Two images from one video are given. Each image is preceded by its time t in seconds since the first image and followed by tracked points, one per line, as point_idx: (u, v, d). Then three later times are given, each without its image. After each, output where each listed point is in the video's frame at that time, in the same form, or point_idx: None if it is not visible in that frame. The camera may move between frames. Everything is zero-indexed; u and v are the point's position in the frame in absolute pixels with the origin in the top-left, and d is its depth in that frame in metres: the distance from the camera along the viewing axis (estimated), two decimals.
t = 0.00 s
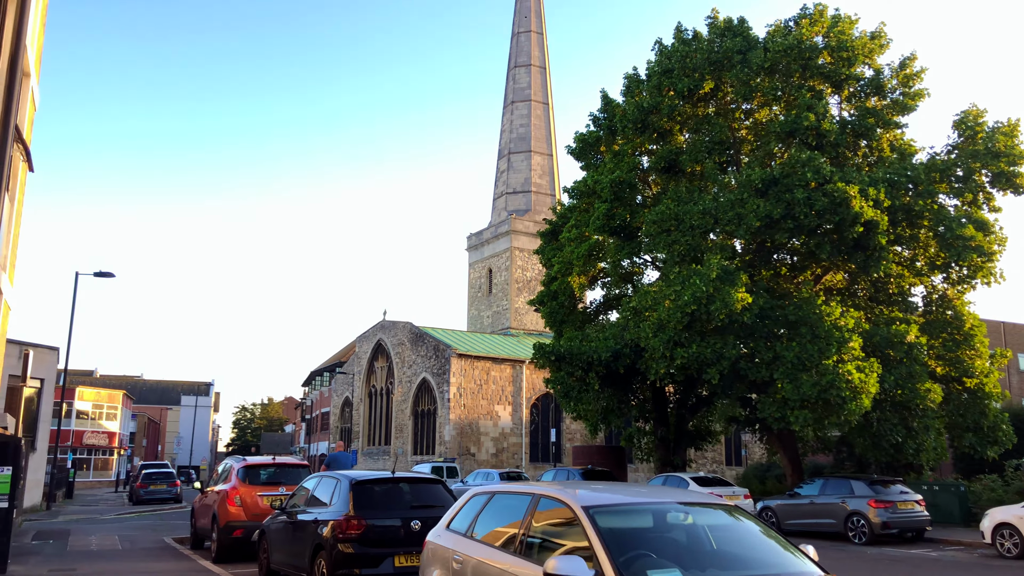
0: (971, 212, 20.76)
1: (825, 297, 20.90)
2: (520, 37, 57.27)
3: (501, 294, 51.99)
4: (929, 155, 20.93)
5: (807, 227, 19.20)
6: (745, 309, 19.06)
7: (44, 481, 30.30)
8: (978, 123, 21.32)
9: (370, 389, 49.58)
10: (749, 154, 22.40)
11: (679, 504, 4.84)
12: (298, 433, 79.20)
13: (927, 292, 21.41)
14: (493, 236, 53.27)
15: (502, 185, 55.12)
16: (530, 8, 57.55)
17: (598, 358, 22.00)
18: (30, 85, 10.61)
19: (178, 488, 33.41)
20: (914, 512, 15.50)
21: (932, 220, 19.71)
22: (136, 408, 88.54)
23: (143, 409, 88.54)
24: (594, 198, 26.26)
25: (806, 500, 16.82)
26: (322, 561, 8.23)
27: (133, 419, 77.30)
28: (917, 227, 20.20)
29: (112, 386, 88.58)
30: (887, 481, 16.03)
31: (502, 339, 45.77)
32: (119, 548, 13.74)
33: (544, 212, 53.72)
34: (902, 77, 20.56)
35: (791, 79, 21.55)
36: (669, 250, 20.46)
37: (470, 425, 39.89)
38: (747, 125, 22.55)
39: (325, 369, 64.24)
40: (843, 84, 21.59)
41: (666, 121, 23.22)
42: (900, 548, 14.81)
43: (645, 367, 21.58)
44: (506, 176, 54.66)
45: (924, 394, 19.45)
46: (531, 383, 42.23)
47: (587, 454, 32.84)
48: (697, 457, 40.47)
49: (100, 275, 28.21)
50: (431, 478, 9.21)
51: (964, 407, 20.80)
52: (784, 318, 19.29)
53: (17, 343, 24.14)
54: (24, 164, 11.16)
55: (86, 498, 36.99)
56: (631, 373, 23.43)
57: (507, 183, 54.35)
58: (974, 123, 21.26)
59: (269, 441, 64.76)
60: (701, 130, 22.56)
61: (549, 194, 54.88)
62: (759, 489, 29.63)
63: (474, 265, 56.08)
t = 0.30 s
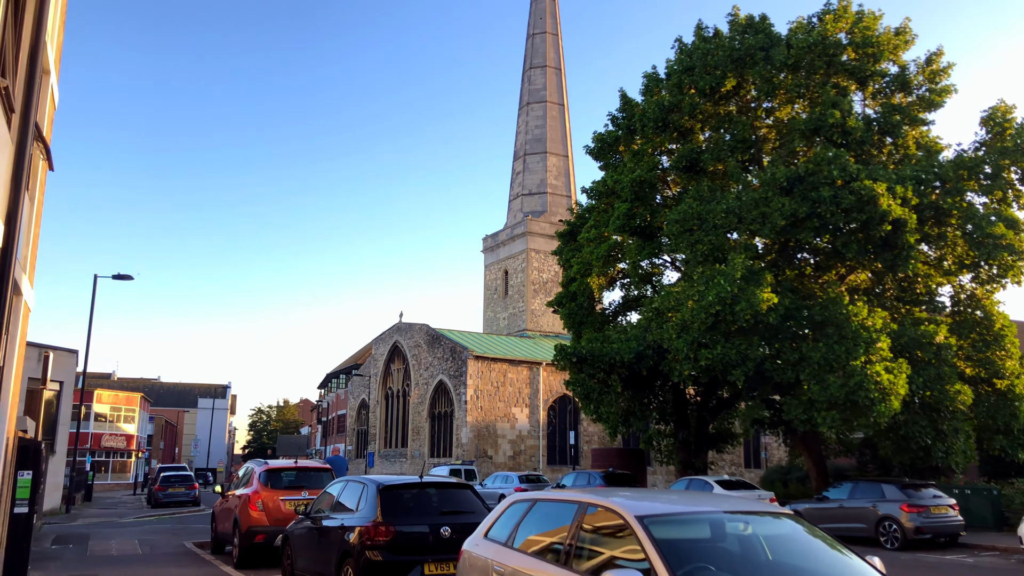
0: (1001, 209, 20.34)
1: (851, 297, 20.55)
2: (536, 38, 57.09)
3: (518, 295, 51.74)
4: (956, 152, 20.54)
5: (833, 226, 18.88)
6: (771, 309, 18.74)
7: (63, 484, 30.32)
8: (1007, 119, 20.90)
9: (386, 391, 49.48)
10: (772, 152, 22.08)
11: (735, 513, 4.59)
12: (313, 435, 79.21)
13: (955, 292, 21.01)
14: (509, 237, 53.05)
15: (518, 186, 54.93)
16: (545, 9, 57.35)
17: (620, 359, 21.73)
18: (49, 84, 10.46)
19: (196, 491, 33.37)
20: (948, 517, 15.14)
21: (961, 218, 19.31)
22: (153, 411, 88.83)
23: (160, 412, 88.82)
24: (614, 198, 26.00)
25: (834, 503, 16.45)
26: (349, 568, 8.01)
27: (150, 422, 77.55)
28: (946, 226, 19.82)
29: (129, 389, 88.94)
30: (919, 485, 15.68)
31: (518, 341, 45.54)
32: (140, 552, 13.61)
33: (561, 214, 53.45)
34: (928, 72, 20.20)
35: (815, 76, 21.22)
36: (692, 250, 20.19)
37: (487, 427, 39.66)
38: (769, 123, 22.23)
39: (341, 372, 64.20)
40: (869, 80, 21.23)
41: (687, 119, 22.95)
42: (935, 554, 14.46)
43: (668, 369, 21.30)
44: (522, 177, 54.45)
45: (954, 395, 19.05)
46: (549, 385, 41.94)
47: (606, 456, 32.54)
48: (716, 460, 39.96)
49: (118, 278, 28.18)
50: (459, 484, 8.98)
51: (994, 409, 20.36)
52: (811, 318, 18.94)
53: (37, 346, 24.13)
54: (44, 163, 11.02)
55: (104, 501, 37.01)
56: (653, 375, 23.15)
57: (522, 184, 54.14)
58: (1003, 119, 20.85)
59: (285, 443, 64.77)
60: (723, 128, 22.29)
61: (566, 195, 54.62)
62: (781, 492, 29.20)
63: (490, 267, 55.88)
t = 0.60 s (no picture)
0: None
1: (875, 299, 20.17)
2: (548, 41, 56.91)
3: (530, 300, 51.43)
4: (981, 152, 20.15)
5: (856, 228, 18.53)
6: (794, 312, 18.38)
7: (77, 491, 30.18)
8: None
9: (398, 397, 49.28)
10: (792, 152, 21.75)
11: (798, 530, 4.30)
12: (325, 441, 79.09)
13: (981, 294, 20.58)
14: (521, 241, 52.78)
15: (530, 190, 54.67)
16: (557, 12, 57.16)
17: (639, 364, 21.41)
18: (64, 83, 10.28)
19: (210, 498, 33.19)
20: (979, 524, 14.74)
21: (989, 218, 18.88)
22: (165, 417, 88.88)
23: (173, 418, 88.92)
24: (630, 200, 25.70)
25: (861, 510, 16.05)
26: None
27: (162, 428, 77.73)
28: (971, 226, 19.42)
29: (142, 394, 89.08)
30: (949, 492, 15.28)
31: (532, 346, 45.20)
32: (155, 562, 13.40)
33: (573, 218, 53.17)
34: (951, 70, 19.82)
35: (836, 75, 20.89)
36: (712, 252, 19.89)
37: (501, 433, 39.36)
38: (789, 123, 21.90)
39: (353, 376, 64.02)
40: (891, 78, 20.86)
41: (705, 120, 22.66)
42: (968, 564, 14.07)
43: (689, 373, 20.99)
44: (534, 181, 54.20)
45: (981, 399, 18.62)
46: (563, 390, 41.58)
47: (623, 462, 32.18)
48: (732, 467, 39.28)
49: (132, 284, 28.06)
50: (484, 493, 8.69)
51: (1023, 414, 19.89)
52: (836, 322, 18.56)
53: (51, 353, 24.00)
54: (58, 164, 10.83)
55: (118, 508, 36.89)
56: (672, 379, 22.81)
57: (535, 188, 53.90)
58: None
59: (297, 449, 64.64)
60: (741, 129, 21.98)
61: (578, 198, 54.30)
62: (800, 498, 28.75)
63: (502, 271, 55.61)
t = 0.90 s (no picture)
0: None
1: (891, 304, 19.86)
2: (555, 46, 56.79)
3: (538, 305, 51.16)
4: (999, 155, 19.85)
5: (873, 231, 18.24)
6: (810, 317, 18.07)
7: (83, 498, 30.00)
8: None
9: (406, 403, 49.04)
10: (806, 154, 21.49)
11: (851, 544, 4.03)
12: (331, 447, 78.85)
13: (999, 298, 20.24)
14: (529, 247, 52.54)
15: (537, 195, 54.46)
16: (564, 17, 57.05)
17: (652, 369, 21.13)
18: (71, 81, 10.08)
19: (217, 505, 32.97)
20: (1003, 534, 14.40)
21: (1008, 221, 18.55)
22: (172, 423, 88.78)
23: (179, 424, 88.82)
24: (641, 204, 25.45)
25: (881, 519, 15.73)
26: None
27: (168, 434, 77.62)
28: (990, 230, 19.10)
29: (148, 400, 89.03)
30: (971, 501, 14.95)
31: (540, 352, 44.93)
32: (161, 571, 13.14)
33: (581, 223, 52.92)
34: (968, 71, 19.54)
35: (852, 76, 20.61)
36: (725, 256, 19.62)
37: (509, 439, 39.07)
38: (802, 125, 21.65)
39: (360, 382, 63.80)
40: (907, 80, 20.59)
41: (718, 123, 22.41)
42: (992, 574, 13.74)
43: (703, 379, 20.70)
44: (542, 186, 53.99)
45: (1001, 405, 18.27)
46: (572, 396, 41.29)
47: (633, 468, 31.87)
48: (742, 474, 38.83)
49: (139, 289, 27.89)
50: (501, 502, 8.43)
51: None
52: (853, 327, 18.25)
53: (58, 358, 23.79)
54: (64, 163, 10.63)
55: (125, 515, 36.70)
56: (685, 385, 22.53)
57: (542, 194, 53.70)
58: None
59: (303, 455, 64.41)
60: (754, 132, 21.72)
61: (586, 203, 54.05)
62: (812, 506, 28.36)
63: (510, 277, 55.37)
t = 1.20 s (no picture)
0: None
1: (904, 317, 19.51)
2: (559, 61, 56.76)
3: (542, 320, 50.83)
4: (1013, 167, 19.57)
5: (887, 244, 17.92)
6: (823, 332, 17.73)
7: (83, 516, 29.52)
8: None
9: (409, 419, 48.62)
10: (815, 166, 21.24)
11: None
12: (333, 464, 78.22)
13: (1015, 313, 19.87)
14: (533, 261, 52.27)
15: (541, 210, 54.24)
16: (568, 32, 57.07)
17: (661, 385, 20.77)
18: (70, 88, 9.83)
19: (218, 523, 32.48)
20: None
21: None
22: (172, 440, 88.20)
23: (180, 440, 88.20)
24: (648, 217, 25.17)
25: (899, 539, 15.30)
26: None
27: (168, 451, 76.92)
28: (1005, 243, 18.76)
29: (149, 417, 88.45)
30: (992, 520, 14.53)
31: (544, 367, 44.55)
32: None
33: (585, 238, 52.68)
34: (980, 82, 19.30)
35: (862, 88, 20.37)
36: (735, 270, 19.30)
37: (513, 456, 38.62)
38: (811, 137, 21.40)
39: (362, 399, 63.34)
40: (918, 92, 20.35)
41: (726, 135, 22.16)
42: None
43: (713, 395, 20.34)
44: (546, 201, 53.77)
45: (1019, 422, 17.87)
46: (576, 412, 40.85)
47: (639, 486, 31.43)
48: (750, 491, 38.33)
49: (140, 303, 27.58)
50: (513, 523, 8.10)
51: None
52: (866, 342, 17.89)
53: (57, 374, 23.42)
54: (62, 172, 10.38)
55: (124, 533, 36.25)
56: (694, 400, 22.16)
57: (546, 208, 53.48)
58: None
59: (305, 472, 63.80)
60: (763, 144, 21.47)
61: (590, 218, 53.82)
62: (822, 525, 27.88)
63: (513, 292, 55.06)
